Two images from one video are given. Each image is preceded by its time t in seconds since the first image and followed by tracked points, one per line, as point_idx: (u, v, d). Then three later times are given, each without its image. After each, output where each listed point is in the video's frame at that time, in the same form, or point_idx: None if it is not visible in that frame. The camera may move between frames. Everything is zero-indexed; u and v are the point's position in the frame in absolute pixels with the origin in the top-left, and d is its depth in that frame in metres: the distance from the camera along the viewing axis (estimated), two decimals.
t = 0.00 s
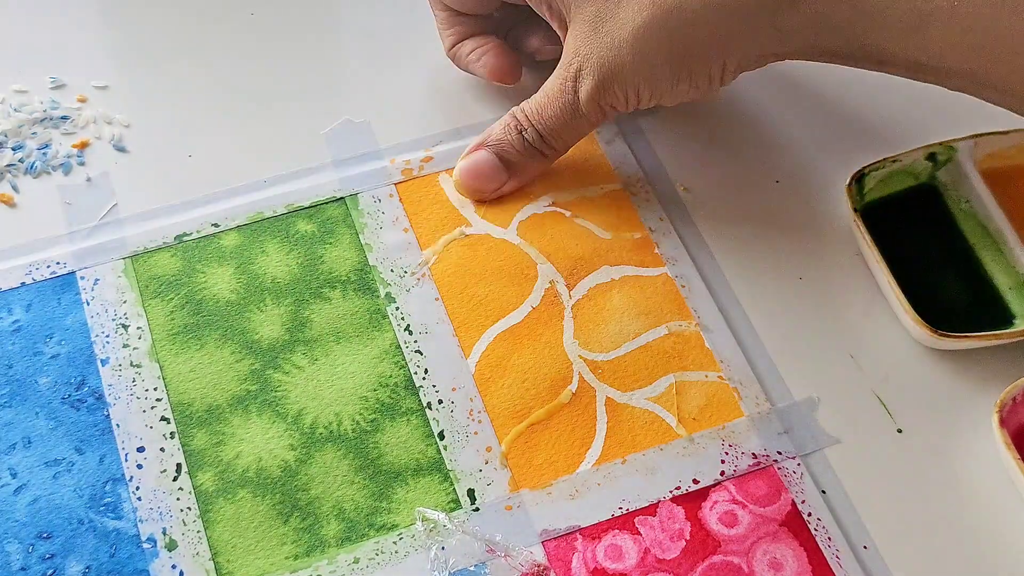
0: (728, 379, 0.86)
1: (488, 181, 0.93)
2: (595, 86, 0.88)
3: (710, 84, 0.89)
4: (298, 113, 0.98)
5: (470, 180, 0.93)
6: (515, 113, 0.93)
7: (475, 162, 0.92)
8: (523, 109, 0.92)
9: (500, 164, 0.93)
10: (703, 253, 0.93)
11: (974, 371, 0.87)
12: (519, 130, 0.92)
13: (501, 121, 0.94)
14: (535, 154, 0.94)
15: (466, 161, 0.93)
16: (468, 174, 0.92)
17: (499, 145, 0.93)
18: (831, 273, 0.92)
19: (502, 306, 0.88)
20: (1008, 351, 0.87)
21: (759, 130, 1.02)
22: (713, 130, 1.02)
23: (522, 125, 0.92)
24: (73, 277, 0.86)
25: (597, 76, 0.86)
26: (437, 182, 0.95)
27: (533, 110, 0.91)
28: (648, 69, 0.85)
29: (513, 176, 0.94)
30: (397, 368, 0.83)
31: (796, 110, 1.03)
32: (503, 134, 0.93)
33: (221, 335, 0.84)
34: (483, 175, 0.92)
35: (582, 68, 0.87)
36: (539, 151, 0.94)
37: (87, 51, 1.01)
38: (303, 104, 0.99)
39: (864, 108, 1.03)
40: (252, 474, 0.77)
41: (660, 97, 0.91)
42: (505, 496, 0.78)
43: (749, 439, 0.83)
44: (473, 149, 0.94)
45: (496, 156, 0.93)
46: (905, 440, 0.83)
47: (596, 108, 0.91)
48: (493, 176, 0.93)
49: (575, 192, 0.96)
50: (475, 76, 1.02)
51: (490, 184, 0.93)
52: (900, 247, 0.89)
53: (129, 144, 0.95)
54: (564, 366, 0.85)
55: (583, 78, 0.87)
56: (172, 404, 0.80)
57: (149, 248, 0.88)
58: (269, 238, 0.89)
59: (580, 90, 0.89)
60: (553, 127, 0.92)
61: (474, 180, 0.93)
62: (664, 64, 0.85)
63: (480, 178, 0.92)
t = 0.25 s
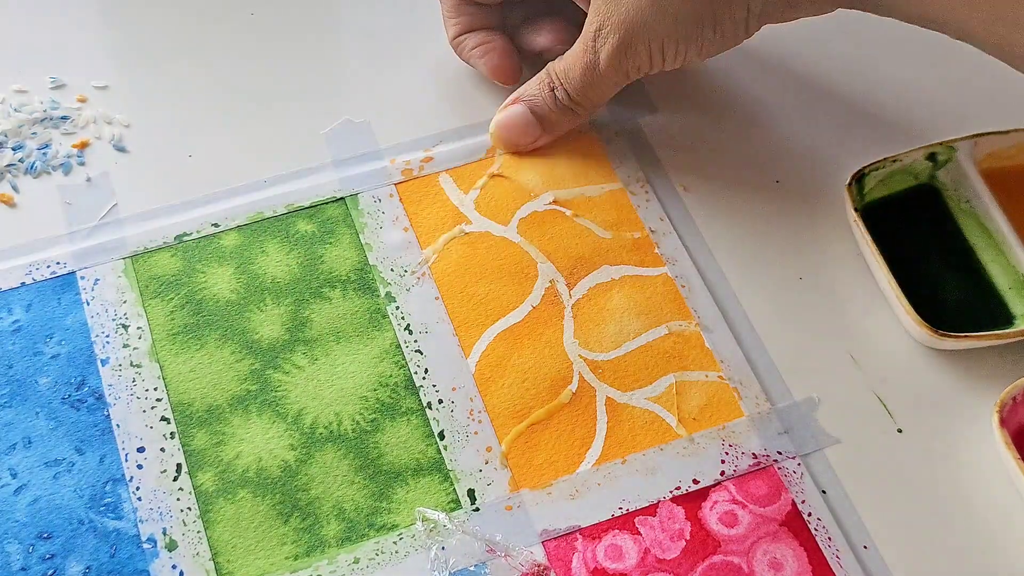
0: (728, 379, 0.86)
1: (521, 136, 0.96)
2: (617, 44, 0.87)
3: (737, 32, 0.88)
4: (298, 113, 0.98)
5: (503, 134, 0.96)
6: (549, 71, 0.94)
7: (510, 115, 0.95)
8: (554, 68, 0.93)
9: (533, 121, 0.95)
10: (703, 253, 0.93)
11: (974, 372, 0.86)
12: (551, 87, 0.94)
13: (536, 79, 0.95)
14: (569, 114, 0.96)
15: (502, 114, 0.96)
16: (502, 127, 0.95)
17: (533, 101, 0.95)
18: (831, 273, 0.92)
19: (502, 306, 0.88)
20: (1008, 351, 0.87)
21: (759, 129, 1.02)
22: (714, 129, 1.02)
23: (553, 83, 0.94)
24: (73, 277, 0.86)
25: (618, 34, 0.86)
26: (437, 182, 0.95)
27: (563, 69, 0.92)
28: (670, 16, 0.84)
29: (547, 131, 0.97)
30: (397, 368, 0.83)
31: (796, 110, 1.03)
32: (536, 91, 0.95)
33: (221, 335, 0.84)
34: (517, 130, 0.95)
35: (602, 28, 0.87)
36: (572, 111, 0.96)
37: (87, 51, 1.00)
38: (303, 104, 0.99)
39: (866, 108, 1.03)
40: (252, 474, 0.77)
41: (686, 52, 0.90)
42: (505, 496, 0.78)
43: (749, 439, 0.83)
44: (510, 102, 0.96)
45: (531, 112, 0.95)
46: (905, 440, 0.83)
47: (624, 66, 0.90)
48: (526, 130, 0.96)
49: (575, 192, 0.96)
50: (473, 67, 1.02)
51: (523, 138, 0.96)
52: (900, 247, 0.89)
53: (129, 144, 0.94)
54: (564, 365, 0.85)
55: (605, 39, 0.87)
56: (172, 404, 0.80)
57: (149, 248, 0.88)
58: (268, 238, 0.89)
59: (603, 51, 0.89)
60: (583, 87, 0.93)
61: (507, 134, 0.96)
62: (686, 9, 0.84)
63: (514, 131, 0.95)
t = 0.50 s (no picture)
0: (728, 379, 0.86)
1: (457, 204, 0.91)
2: (556, 97, 0.86)
3: (674, 94, 0.87)
4: (298, 113, 0.98)
5: (438, 204, 0.90)
6: (476, 138, 0.92)
7: (444, 185, 0.90)
8: (489, 130, 0.91)
9: (467, 188, 0.91)
10: (703, 253, 0.93)
11: (974, 372, 0.86)
12: (483, 150, 0.91)
13: (463, 146, 0.92)
14: (499, 176, 0.92)
15: (431, 181, 0.91)
16: (435, 198, 0.90)
17: (465, 169, 0.91)
18: (831, 273, 0.92)
19: (502, 306, 0.88)
20: (1008, 351, 0.87)
21: (760, 129, 1.02)
22: (714, 130, 1.02)
23: (487, 146, 0.91)
24: (73, 277, 0.86)
25: (557, 86, 0.85)
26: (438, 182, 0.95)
27: (496, 132, 0.90)
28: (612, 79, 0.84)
29: (478, 199, 0.92)
30: (397, 368, 0.83)
31: (796, 110, 1.03)
32: (467, 155, 0.91)
33: (221, 335, 0.84)
34: (449, 199, 0.90)
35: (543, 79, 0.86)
36: (502, 171, 0.92)
37: (87, 51, 1.01)
38: (304, 104, 0.99)
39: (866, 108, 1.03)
40: (252, 474, 0.77)
41: (625, 106, 0.89)
42: (505, 496, 0.78)
43: (749, 439, 0.82)
44: (434, 174, 0.92)
45: (465, 180, 0.91)
46: (905, 440, 0.83)
47: (565, 111, 0.88)
48: (462, 198, 0.91)
49: (575, 192, 0.96)
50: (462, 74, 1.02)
51: (457, 206, 0.91)
52: (900, 247, 0.89)
53: (129, 144, 0.95)
54: (564, 365, 0.85)
55: (546, 91, 0.86)
56: (172, 404, 0.80)
57: (149, 248, 0.88)
58: (269, 238, 0.89)
59: (543, 104, 0.88)
60: (516, 142, 0.90)
61: (440, 203, 0.90)
62: (626, 76, 0.83)
63: (449, 199, 0.90)
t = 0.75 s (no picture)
0: (728, 379, 0.86)
1: (499, 149, 0.95)
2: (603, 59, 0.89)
3: (714, 52, 0.91)
4: (298, 113, 0.98)
5: (483, 150, 0.95)
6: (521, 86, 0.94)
7: (487, 134, 0.94)
8: (533, 82, 0.93)
9: (511, 134, 0.95)
10: (703, 253, 0.93)
11: (974, 372, 0.86)
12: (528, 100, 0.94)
13: (510, 92, 0.95)
14: (541, 125, 0.96)
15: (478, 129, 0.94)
16: (480, 145, 0.94)
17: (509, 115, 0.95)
18: (831, 274, 0.92)
19: (502, 306, 0.88)
20: (1008, 351, 0.87)
21: (760, 129, 1.02)
22: (714, 130, 1.02)
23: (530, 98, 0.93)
24: (72, 277, 0.86)
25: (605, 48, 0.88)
26: (437, 182, 0.95)
27: (540, 85, 0.93)
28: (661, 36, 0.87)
29: (522, 145, 0.96)
30: (397, 368, 0.83)
31: (797, 111, 1.03)
32: (511, 104, 0.94)
33: (221, 335, 0.84)
34: (492, 145, 0.94)
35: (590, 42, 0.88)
36: (542, 122, 0.95)
37: (87, 51, 1.01)
38: (304, 104, 0.99)
39: (866, 108, 1.03)
40: (252, 474, 0.77)
41: (667, 65, 0.92)
42: (505, 497, 0.78)
43: (749, 439, 0.83)
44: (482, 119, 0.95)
45: (508, 129, 0.95)
46: (905, 440, 0.83)
47: (608, 76, 0.91)
48: (504, 146, 0.95)
49: (575, 192, 0.96)
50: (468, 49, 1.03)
51: (501, 152, 0.95)
52: (900, 247, 0.89)
53: (129, 144, 0.95)
54: (564, 366, 0.85)
55: (593, 50, 0.88)
56: (172, 404, 0.80)
57: (149, 248, 0.88)
58: (269, 238, 0.89)
59: (588, 65, 0.90)
60: (559, 96, 0.93)
61: (485, 149, 0.95)
62: (672, 34, 0.87)
63: (492, 147, 0.95)
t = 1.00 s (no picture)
0: (728, 379, 0.86)
1: (477, 142, 0.87)
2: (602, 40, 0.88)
3: (708, 32, 0.94)
4: (298, 113, 0.98)
5: (452, 138, 0.85)
6: (506, 74, 0.87)
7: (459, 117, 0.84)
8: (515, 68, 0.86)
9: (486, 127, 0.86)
10: (703, 253, 0.93)
11: (974, 372, 0.86)
12: (507, 91, 0.87)
13: (489, 81, 0.87)
14: (519, 120, 0.89)
15: (447, 115, 0.84)
16: (449, 129, 0.84)
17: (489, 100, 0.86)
18: (831, 273, 0.92)
19: (502, 306, 0.88)
20: (1009, 351, 0.87)
21: (759, 129, 1.02)
22: (714, 129, 1.02)
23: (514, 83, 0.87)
24: (72, 277, 0.86)
25: (602, 28, 0.87)
26: (438, 182, 0.95)
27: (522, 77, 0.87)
28: (660, 11, 0.87)
29: (492, 136, 0.88)
30: (397, 368, 0.83)
31: (797, 111, 1.03)
32: (490, 92, 0.86)
33: (221, 335, 0.84)
34: (460, 133, 0.85)
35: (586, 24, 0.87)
36: (525, 116, 0.89)
37: (87, 51, 1.01)
38: (304, 104, 0.99)
39: (866, 108, 1.03)
40: (251, 474, 0.77)
41: (662, 51, 0.94)
42: (505, 496, 0.78)
43: (749, 439, 0.83)
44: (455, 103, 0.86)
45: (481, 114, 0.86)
46: (905, 440, 0.83)
47: (607, 65, 0.91)
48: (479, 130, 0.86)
49: (575, 192, 0.96)
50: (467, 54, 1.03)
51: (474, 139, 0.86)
52: (900, 246, 0.89)
53: (129, 144, 0.95)
54: (564, 365, 0.85)
55: (588, 28, 0.87)
56: (172, 404, 0.80)
57: (150, 248, 0.88)
58: (269, 238, 0.89)
59: (585, 50, 0.88)
60: (548, 90, 0.88)
61: (456, 137, 0.85)
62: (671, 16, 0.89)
63: (464, 131, 0.85)
